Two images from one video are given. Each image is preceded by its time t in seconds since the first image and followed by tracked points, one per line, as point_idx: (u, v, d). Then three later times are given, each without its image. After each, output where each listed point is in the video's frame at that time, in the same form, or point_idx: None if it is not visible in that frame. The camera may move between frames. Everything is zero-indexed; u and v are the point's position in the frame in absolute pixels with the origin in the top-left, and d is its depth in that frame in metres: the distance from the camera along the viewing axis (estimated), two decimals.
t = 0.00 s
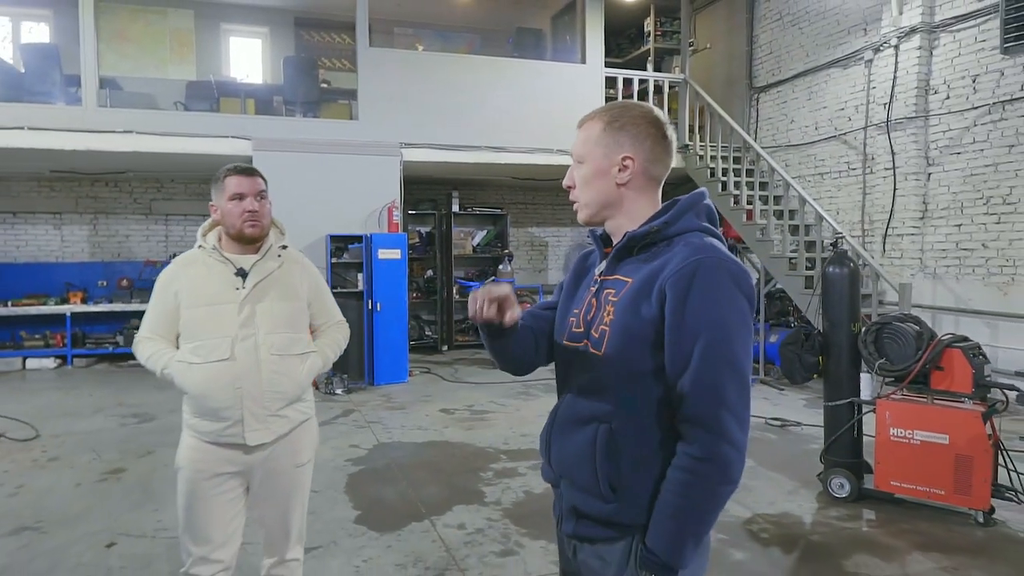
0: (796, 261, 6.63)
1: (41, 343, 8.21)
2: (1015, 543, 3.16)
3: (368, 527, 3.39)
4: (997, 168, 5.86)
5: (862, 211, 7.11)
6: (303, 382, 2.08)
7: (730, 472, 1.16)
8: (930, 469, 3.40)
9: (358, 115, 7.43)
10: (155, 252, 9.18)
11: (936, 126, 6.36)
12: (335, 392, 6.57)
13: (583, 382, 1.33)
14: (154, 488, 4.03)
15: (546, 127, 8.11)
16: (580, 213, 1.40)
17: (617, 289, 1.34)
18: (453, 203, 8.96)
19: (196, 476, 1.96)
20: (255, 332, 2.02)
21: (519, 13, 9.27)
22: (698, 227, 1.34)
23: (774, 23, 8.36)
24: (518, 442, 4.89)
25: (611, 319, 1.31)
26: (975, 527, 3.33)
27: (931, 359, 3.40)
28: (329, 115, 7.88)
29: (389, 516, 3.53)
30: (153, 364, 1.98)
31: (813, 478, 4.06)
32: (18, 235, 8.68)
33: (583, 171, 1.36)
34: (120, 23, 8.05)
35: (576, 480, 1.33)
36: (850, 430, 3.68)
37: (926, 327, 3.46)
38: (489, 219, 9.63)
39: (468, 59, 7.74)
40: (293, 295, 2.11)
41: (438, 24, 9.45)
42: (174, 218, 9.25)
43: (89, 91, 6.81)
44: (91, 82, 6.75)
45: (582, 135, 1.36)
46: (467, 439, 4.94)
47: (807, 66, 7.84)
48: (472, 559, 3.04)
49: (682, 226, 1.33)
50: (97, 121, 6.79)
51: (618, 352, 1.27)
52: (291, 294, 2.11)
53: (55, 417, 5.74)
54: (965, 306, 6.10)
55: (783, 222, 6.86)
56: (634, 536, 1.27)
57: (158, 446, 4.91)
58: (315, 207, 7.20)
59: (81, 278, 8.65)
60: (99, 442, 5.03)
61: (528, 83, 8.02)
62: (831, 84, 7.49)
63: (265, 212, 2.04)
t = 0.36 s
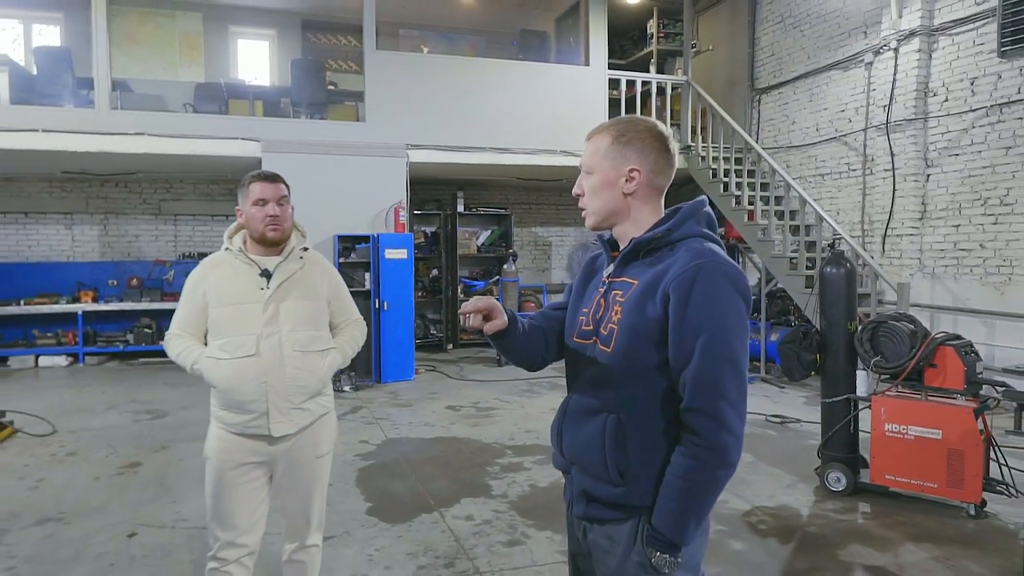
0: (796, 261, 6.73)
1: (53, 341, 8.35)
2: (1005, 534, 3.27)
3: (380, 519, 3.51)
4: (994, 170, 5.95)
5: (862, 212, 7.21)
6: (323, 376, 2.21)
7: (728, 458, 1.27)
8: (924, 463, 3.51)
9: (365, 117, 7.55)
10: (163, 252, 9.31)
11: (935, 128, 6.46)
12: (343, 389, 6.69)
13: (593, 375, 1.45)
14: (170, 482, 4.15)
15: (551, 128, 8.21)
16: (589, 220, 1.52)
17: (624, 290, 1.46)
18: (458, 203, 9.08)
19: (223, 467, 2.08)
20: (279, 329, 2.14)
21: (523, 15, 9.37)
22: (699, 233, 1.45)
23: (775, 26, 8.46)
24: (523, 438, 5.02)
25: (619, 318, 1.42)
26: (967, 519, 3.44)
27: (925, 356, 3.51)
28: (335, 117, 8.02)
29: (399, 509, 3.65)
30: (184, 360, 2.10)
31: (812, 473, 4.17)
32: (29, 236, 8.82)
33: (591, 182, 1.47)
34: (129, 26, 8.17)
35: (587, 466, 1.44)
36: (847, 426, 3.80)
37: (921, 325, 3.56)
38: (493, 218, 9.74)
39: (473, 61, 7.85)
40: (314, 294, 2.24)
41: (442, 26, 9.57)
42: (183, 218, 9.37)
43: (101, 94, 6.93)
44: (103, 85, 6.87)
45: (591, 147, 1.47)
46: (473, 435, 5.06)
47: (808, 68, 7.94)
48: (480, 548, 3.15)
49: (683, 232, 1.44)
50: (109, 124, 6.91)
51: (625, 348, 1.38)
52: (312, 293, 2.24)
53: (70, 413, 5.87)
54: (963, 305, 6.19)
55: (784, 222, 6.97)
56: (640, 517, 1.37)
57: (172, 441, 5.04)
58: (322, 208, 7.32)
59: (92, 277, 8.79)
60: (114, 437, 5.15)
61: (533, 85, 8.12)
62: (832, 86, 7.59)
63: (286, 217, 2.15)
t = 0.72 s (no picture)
0: (795, 260, 6.83)
1: (60, 338, 8.47)
2: (992, 525, 3.37)
3: (386, 510, 3.62)
4: (990, 170, 6.04)
5: (860, 211, 7.30)
6: (335, 372, 2.31)
7: (717, 444, 1.37)
8: (915, 457, 3.61)
9: (369, 117, 7.66)
10: (169, 250, 9.42)
11: (932, 129, 6.55)
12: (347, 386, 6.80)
13: (594, 368, 1.55)
14: (181, 475, 4.26)
15: (552, 128, 8.31)
16: (589, 223, 1.62)
17: (622, 290, 1.56)
18: (461, 202, 9.17)
19: (240, 457, 2.19)
20: (293, 326, 2.25)
21: (525, 16, 9.46)
22: (691, 237, 1.55)
23: (776, 26, 8.55)
24: (525, 433, 5.13)
25: (617, 315, 1.52)
26: (956, 511, 3.55)
27: (915, 353, 3.60)
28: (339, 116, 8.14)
29: (405, 500, 3.76)
30: (202, 355, 2.21)
31: (806, 467, 4.28)
32: (38, 234, 8.94)
33: (592, 188, 1.58)
34: (136, 27, 8.26)
35: (589, 453, 1.54)
36: (841, 420, 3.89)
37: (912, 324, 3.67)
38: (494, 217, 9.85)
39: (476, 62, 7.94)
40: (327, 293, 2.35)
41: (445, 26, 9.66)
42: (189, 217, 9.47)
43: (110, 93, 7.02)
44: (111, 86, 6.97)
45: (592, 155, 1.58)
46: (477, 431, 5.17)
47: (807, 69, 8.03)
48: (484, 538, 3.26)
49: (676, 235, 1.54)
50: (117, 123, 7.02)
51: (623, 343, 1.49)
52: (325, 292, 2.35)
53: (80, 409, 5.98)
54: (958, 304, 6.29)
55: (783, 221, 7.07)
56: (637, 499, 1.47)
57: (182, 436, 5.15)
58: (328, 207, 7.42)
59: (99, 276, 8.90)
60: (125, 432, 5.27)
61: (535, 85, 8.21)
62: (831, 87, 7.67)
63: (292, 221, 2.26)
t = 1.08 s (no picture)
0: (796, 246, 6.92)
1: (70, 321, 8.59)
2: (984, 502, 3.50)
3: (398, 486, 3.75)
4: (990, 157, 6.11)
5: (861, 198, 7.38)
6: (355, 350, 2.42)
7: (720, 414, 1.48)
8: (911, 437, 3.73)
9: (375, 104, 7.72)
10: (177, 235, 9.50)
11: (933, 117, 6.61)
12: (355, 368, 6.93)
13: (605, 345, 1.66)
14: (197, 453, 4.40)
15: (557, 114, 8.35)
16: (605, 209, 1.71)
17: (631, 272, 1.66)
18: (465, 187, 9.24)
19: (266, 431, 2.30)
20: (315, 307, 2.36)
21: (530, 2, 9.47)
22: (696, 222, 1.65)
23: (779, 13, 8.58)
24: (530, 414, 5.26)
25: (626, 295, 1.63)
26: (948, 489, 3.68)
27: (912, 337, 3.71)
28: (345, 102, 8.19)
29: (416, 477, 3.89)
30: (229, 335, 2.32)
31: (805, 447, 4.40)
32: (46, 218, 9.03)
33: (610, 176, 1.67)
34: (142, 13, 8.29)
35: (601, 423, 1.65)
36: (839, 402, 4.01)
37: (909, 308, 3.76)
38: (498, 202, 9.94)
39: (481, 49, 7.98)
40: (347, 275, 2.45)
41: (450, 11, 9.67)
42: (195, 201, 9.54)
43: (118, 81, 7.09)
44: (120, 72, 7.04)
45: (611, 145, 1.66)
46: (483, 412, 5.30)
47: (810, 55, 8.07)
48: (494, 513, 3.39)
49: (682, 221, 1.64)
50: (126, 110, 7.08)
51: (632, 321, 1.59)
52: (346, 275, 2.45)
53: (94, 390, 6.12)
54: (956, 289, 6.38)
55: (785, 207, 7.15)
56: (646, 465, 1.58)
57: (195, 416, 5.29)
58: (334, 193, 7.50)
59: (108, 260, 9.00)
60: (140, 412, 5.40)
61: (540, 72, 8.25)
62: (833, 74, 7.72)
63: (312, 206, 2.35)
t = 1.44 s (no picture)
0: (795, 234, 7.03)
1: (77, 307, 8.68)
2: (975, 482, 3.63)
3: (409, 466, 3.87)
4: (987, 147, 6.20)
5: (860, 186, 7.48)
6: (374, 332, 2.52)
7: (727, 386, 1.59)
8: (906, 419, 3.85)
9: (380, 91, 7.78)
10: (181, 221, 9.58)
11: (931, 106, 6.70)
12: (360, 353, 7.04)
13: (617, 324, 1.76)
14: (211, 435, 4.51)
15: (559, 102, 8.41)
16: (623, 196, 1.80)
17: (642, 255, 1.76)
18: (467, 175, 9.31)
19: (291, 408, 2.41)
20: (337, 291, 2.46)
21: None
22: (704, 209, 1.76)
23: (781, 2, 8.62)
24: (535, 397, 5.38)
25: (638, 277, 1.73)
26: (942, 469, 3.81)
27: (908, 322, 3.83)
28: (348, 90, 8.24)
29: (426, 458, 4.01)
30: (254, 318, 2.42)
31: (803, 429, 4.53)
32: (52, 205, 9.09)
33: (631, 165, 1.76)
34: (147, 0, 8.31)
35: (614, 396, 1.75)
36: (836, 385, 4.13)
37: (905, 294, 3.87)
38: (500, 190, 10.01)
39: (484, 37, 8.03)
40: (367, 260, 2.55)
41: None
42: (200, 188, 9.60)
43: (125, 69, 7.12)
44: (127, 60, 7.09)
45: (631, 135, 1.75)
46: (489, 395, 5.42)
47: (811, 44, 8.12)
48: (503, 491, 3.52)
49: (691, 207, 1.75)
50: (134, 97, 7.13)
51: (644, 301, 1.69)
52: (365, 260, 2.55)
53: (105, 374, 6.22)
54: (953, 277, 6.50)
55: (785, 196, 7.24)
56: (657, 435, 1.69)
57: (206, 399, 5.40)
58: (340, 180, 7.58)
59: (113, 247, 9.09)
60: (152, 396, 5.51)
61: (543, 61, 8.30)
62: (834, 63, 7.79)
63: (333, 192, 2.43)
